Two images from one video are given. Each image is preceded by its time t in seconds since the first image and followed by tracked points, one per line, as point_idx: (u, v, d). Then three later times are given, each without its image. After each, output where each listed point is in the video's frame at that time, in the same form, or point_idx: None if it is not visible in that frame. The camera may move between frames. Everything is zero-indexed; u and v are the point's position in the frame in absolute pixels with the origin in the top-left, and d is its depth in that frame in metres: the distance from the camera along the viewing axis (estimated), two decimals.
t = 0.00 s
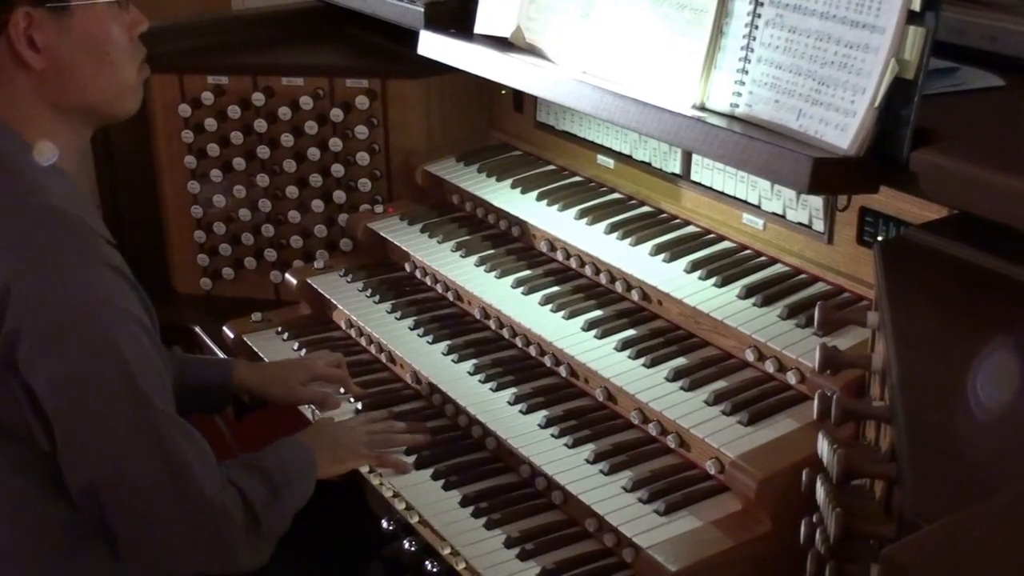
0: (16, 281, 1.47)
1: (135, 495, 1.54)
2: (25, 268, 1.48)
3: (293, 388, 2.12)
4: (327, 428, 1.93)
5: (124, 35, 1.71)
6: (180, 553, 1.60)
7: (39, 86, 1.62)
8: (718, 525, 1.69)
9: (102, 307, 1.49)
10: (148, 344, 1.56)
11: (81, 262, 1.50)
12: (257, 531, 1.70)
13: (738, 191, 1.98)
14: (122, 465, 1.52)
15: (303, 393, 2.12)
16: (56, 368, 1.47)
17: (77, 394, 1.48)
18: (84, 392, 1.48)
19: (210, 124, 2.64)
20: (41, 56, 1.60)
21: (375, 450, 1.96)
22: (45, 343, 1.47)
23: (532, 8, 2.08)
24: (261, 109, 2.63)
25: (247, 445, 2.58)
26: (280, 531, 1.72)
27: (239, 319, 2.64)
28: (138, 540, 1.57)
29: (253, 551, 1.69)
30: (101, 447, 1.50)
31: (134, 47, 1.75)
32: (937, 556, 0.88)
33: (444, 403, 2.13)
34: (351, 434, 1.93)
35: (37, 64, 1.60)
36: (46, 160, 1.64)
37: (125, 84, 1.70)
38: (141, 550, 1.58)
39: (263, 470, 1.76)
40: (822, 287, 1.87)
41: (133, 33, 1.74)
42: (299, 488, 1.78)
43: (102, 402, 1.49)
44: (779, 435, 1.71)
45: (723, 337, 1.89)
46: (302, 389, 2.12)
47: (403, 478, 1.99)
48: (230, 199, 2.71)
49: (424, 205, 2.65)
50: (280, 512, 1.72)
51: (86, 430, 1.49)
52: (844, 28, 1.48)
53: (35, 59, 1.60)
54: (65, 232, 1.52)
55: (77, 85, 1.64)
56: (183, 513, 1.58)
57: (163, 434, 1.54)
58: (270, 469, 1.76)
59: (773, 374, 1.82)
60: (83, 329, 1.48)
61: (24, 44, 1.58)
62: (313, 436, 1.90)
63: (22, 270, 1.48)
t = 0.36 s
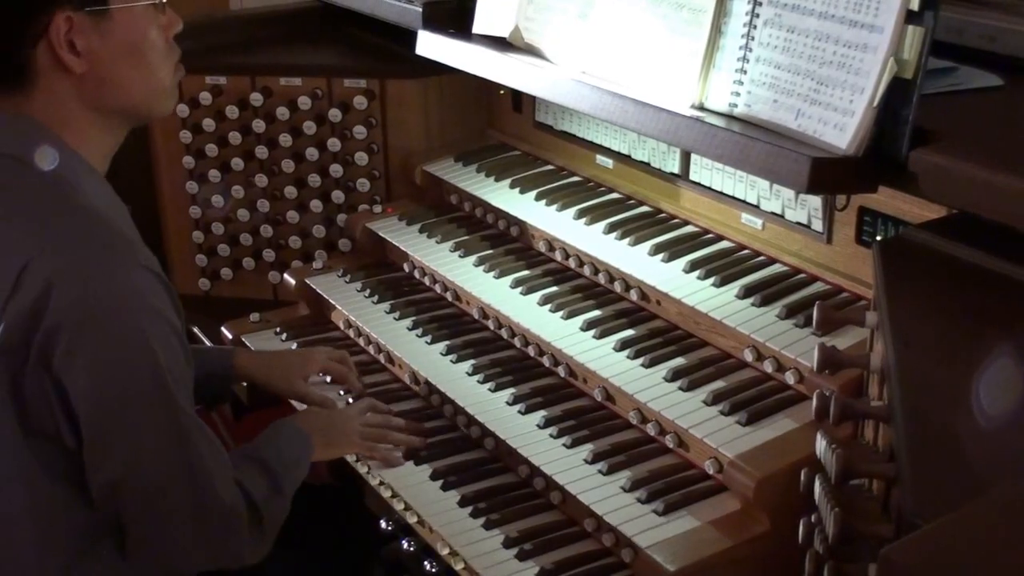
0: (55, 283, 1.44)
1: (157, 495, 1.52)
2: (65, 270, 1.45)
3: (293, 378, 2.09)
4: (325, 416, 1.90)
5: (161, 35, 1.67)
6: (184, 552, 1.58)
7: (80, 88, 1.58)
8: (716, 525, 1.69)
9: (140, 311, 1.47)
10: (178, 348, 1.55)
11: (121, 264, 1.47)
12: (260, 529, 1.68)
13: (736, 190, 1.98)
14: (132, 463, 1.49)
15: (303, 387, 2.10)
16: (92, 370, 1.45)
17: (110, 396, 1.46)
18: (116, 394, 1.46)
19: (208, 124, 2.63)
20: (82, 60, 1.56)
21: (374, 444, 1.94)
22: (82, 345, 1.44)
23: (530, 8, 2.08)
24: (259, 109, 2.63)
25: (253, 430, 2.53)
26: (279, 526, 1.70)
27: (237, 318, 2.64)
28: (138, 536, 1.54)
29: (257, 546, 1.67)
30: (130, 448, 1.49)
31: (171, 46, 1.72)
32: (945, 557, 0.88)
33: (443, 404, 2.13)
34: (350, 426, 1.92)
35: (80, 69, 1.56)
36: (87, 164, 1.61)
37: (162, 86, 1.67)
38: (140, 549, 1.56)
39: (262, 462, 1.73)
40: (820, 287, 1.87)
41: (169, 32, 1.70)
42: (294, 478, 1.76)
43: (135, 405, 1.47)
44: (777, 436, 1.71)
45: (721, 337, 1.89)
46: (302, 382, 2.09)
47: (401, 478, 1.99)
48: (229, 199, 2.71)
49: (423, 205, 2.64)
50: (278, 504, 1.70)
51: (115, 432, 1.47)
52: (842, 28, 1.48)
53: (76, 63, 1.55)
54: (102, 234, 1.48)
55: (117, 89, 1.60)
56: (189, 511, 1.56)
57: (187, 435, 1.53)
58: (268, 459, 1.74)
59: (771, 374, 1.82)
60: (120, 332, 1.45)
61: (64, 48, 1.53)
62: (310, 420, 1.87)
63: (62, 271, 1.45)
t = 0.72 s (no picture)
0: (76, 262, 1.46)
1: (166, 479, 1.53)
2: (86, 250, 1.46)
3: (291, 365, 2.11)
4: (322, 405, 1.91)
5: (181, 21, 1.68)
6: (188, 536, 1.57)
7: (98, 71, 1.60)
8: (714, 510, 1.70)
9: (159, 293, 1.48)
10: (196, 331, 1.56)
11: (141, 247, 1.49)
12: (264, 521, 1.66)
13: (735, 176, 1.97)
14: (142, 445, 1.50)
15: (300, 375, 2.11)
16: (110, 349, 1.46)
17: (128, 376, 1.47)
18: (133, 374, 1.47)
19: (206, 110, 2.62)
20: (101, 43, 1.57)
21: (370, 430, 1.94)
22: (100, 325, 1.45)
23: None
24: (257, 94, 2.62)
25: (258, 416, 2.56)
26: (284, 514, 1.69)
27: (235, 305, 2.64)
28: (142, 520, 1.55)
29: (262, 538, 1.66)
30: (145, 428, 1.49)
31: (189, 32, 1.73)
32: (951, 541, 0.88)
33: (441, 389, 2.13)
34: (347, 414, 1.92)
35: (99, 52, 1.57)
36: (104, 145, 1.63)
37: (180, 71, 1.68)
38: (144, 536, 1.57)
39: (262, 450, 1.72)
40: (819, 272, 1.87)
41: (188, 19, 1.71)
42: (295, 467, 1.74)
43: (151, 385, 1.48)
44: (776, 421, 1.71)
45: (719, 322, 1.89)
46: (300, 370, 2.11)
47: (399, 463, 1.99)
48: (226, 185, 2.70)
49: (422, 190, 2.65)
50: (280, 496, 1.68)
51: (130, 412, 1.48)
52: (842, 13, 1.48)
53: (95, 47, 1.57)
54: (122, 217, 1.50)
55: (134, 72, 1.62)
56: (197, 497, 1.56)
57: (201, 419, 1.53)
58: (268, 447, 1.73)
59: (770, 359, 1.82)
60: (138, 313, 1.46)
61: (83, 32, 1.55)
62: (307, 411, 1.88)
63: (83, 252, 1.47)
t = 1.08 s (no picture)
0: (83, 250, 1.45)
1: (169, 468, 1.53)
2: (93, 237, 1.46)
3: (291, 350, 2.10)
4: (320, 393, 1.90)
5: (186, 8, 1.67)
6: (188, 523, 1.58)
7: (102, 57, 1.60)
8: (712, 498, 1.70)
9: (166, 281, 1.48)
10: (201, 317, 1.56)
11: (142, 232, 1.48)
12: (264, 511, 1.66)
13: (733, 163, 1.97)
14: (146, 432, 1.50)
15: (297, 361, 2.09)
16: (117, 336, 1.45)
17: (134, 363, 1.46)
18: (139, 362, 1.47)
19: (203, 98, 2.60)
20: (106, 29, 1.57)
21: (369, 418, 1.94)
22: (106, 312, 1.45)
23: None
24: (255, 81, 2.61)
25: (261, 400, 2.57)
26: (284, 502, 1.67)
27: (232, 293, 2.63)
28: (144, 507, 1.55)
29: (263, 529, 1.65)
30: (151, 415, 1.49)
31: (194, 18, 1.72)
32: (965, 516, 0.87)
33: (439, 376, 2.13)
34: (344, 402, 1.91)
35: (104, 38, 1.57)
36: (108, 131, 1.63)
37: (184, 57, 1.68)
38: (145, 523, 1.57)
39: (261, 438, 1.72)
40: (817, 260, 1.86)
41: (192, 6, 1.70)
42: (294, 456, 1.73)
43: (157, 373, 1.48)
44: (774, 409, 1.71)
45: (717, 310, 1.89)
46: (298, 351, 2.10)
47: (398, 451, 1.99)
48: (223, 172, 2.68)
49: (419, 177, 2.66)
50: (282, 484, 1.67)
51: (136, 399, 1.48)
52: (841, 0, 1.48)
53: (99, 32, 1.56)
54: (126, 203, 1.50)
55: (139, 57, 1.61)
56: (199, 484, 1.55)
57: (207, 406, 1.53)
58: (268, 437, 1.72)
59: (768, 347, 1.82)
60: (145, 300, 1.46)
61: (88, 17, 1.55)
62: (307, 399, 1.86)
63: (90, 239, 1.46)
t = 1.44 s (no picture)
0: (82, 243, 1.45)
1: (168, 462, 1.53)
2: (91, 231, 1.46)
3: (290, 346, 2.09)
4: (317, 387, 1.90)
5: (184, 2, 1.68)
6: (187, 518, 1.58)
7: (101, 51, 1.60)
8: (710, 493, 1.70)
9: (165, 274, 1.48)
10: (200, 311, 1.56)
11: (142, 225, 1.48)
12: (263, 506, 1.66)
13: (732, 158, 1.97)
14: (146, 426, 1.50)
15: (293, 356, 2.08)
16: (116, 330, 1.45)
17: (133, 356, 1.46)
18: (138, 356, 1.47)
19: (201, 92, 2.60)
20: (105, 22, 1.57)
21: (368, 412, 1.95)
22: (105, 306, 1.45)
23: None
24: (253, 76, 2.60)
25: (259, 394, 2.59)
26: (282, 496, 1.68)
27: (231, 288, 2.63)
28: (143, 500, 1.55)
29: (262, 523, 1.65)
30: (150, 409, 1.49)
31: (191, 12, 1.72)
32: (970, 501, 0.87)
33: (438, 371, 2.13)
34: (341, 396, 1.91)
35: (103, 31, 1.57)
36: (107, 124, 1.63)
37: (183, 51, 1.68)
38: (143, 517, 1.57)
39: (259, 432, 1.72)
40: (816, 255, 1.86)
41: None
42: (292, 451, 1.73)
43: (156, 366, 1.48)
44: (772, 403, 1.72)
45: (715, 305, 1.89)
46: (297, 349, 2.09)
47: (396, 446, 1.98)
48: (222, 168, 2.68)
49: (418, 171, 2.66)
50: (280, 479, 1.67)
51: (134, 393, 1.48)
52: None
53: (99, 26, 1.57)
54: (125, 196, 1.50)
55: (137, 51, 1.61)
56: (197, 478, 1.56)
57: (205, 400, 1.53)
58: (266, 431, 1.72)
59: (767, 342, 1.82)
60: (143, 293, 1.46)
61: (87, 10, 1.55)
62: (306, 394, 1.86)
63: (89, 232, 1.46)
